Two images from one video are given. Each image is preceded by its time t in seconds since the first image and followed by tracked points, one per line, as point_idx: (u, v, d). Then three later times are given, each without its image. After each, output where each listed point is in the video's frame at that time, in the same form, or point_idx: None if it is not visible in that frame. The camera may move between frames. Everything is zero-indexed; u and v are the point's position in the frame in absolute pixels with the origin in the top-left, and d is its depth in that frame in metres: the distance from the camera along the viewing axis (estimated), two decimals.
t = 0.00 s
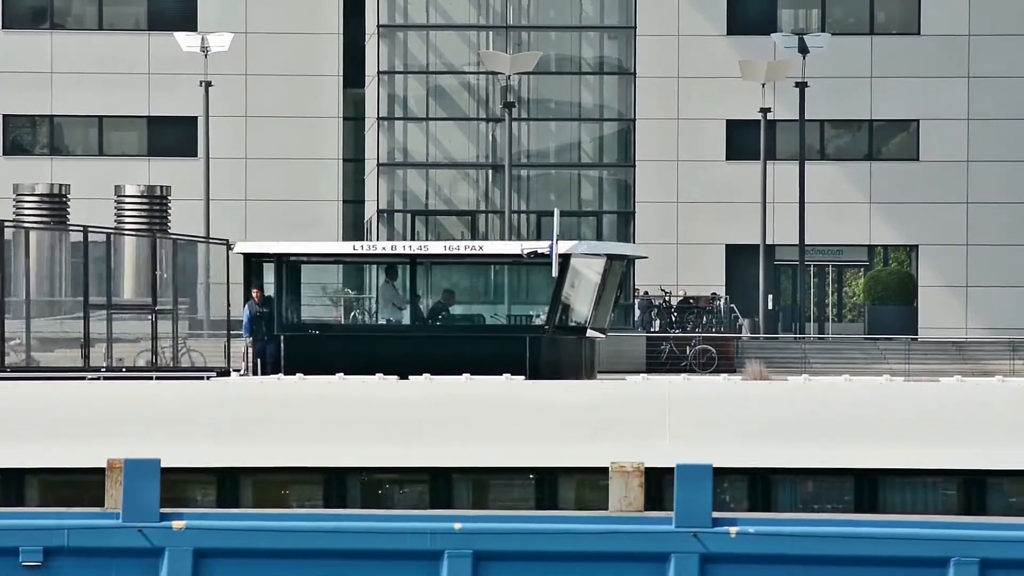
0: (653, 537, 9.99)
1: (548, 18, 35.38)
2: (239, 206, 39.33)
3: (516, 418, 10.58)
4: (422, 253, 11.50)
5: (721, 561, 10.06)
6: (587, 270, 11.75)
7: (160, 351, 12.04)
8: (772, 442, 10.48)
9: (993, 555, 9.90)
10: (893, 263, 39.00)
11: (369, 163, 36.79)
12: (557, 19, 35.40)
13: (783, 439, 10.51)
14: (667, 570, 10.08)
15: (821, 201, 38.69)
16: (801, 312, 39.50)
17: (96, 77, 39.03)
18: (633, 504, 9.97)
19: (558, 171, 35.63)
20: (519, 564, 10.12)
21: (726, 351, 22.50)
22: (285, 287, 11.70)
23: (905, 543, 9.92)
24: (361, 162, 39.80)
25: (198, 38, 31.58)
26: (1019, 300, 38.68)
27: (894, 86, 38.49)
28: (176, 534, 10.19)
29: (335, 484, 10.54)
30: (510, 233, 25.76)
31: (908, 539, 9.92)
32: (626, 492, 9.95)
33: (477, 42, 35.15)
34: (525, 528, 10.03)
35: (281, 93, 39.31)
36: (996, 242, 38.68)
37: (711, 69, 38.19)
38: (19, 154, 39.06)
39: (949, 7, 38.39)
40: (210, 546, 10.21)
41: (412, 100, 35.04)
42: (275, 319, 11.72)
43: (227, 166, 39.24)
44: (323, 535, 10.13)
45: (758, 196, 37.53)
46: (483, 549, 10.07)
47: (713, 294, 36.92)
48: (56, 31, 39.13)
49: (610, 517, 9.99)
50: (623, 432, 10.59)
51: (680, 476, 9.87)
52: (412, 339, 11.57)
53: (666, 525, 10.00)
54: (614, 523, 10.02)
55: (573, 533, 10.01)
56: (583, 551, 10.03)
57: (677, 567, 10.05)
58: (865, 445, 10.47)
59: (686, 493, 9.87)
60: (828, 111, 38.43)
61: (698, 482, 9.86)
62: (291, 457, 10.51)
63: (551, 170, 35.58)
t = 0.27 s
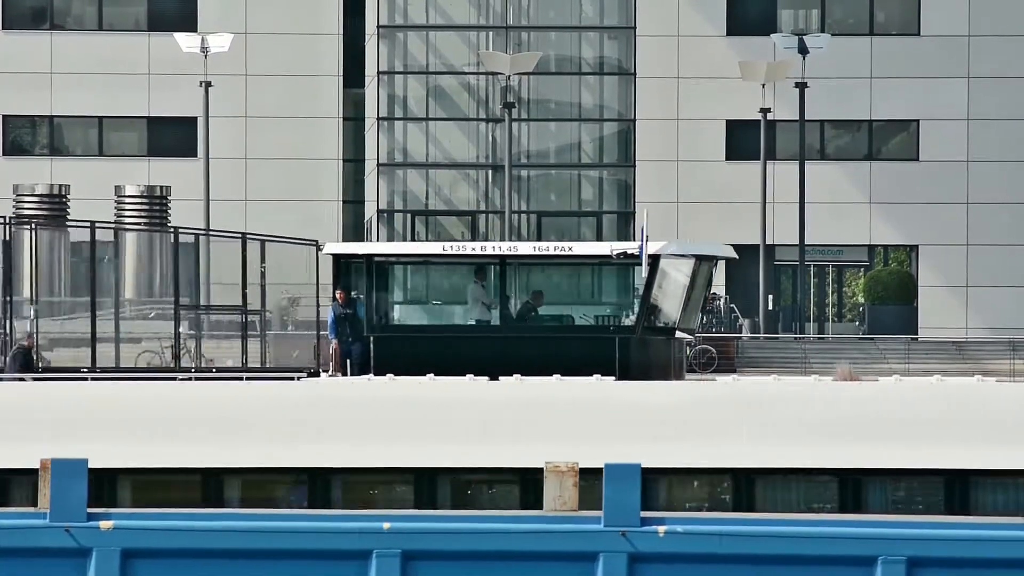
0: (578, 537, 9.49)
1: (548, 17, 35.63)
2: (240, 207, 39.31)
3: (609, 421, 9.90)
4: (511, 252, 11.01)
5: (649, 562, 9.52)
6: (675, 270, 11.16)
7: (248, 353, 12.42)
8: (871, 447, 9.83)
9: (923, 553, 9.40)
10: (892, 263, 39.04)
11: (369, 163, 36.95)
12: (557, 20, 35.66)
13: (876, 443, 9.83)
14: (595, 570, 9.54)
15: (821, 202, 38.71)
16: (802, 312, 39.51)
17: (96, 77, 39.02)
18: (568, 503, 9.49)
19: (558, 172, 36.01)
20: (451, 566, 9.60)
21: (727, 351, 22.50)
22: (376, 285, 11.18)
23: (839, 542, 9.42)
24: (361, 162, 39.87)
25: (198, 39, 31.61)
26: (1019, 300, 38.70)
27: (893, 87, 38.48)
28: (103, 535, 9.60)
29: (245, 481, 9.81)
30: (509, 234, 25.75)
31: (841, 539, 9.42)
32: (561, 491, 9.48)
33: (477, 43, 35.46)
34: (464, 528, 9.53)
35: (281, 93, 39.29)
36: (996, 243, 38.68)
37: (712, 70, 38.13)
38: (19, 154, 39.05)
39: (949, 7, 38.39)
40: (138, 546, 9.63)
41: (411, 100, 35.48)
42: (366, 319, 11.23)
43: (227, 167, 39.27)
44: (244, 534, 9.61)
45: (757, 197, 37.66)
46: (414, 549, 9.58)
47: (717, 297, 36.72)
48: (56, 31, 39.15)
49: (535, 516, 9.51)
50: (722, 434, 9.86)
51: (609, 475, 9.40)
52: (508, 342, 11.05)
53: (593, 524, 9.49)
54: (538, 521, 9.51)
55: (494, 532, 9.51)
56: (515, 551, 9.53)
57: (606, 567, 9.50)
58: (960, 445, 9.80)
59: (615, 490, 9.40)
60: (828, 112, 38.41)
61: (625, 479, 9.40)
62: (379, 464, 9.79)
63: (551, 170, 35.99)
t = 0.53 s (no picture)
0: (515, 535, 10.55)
1: (548, 17, 35.95)
2: (240, 207, 39.25)
3: (679, 418, 13.66)
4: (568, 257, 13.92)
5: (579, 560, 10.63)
6: (762, 272, 14.16)
7: (335, 356, 15.84)
8: (807, 440, 13.74)
9: (850, 553, 10.59)
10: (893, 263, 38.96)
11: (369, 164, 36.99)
12: (557, 20, 35.93)
13: (809, 435, 13.75)
14: (524, 568, 10.64)
15: (821, 201, 38.65)
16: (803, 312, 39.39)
17: (96, 77, 39.03)
18: (501, 502, 10.73)
19: (558, 172, 36.15)
20: (373, 562, 10.69)
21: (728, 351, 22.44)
22: (460, 288, 14.08)
23: (758, 540, 10.55)
24: (361, 162, 39.88)
25: (197, 38, 31.58)
26: (1019, 300, 38.67)
27: (893, 87, 38.49)
28: (30, 534, 10.67)
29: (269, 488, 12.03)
30: (509, 234, 25.71)
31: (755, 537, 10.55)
32: (496, 490, 10.71)
33: (477, 43, 35.55)
34: (380, 528, 10.61)
35: (281, 92, 39.28)
36: (996, 243, 38.68)
37: (712, 70, 37.98)
38: (19, 154, 39.06)
39: (949, 8, 38.40)
40: (65, 545, 10.68)
41: (410, 100, 35.53)
42: (453, 321, 14.17)
43: (227, 166, 39.23)
44: (183, 534, 10.68)
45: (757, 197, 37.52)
46: (339, 548, 10.65)
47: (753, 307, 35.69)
48: (56, 31, 39.17)
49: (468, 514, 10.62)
50: (713, 429, 13.72)
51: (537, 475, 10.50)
52: (562, 346, 14.07)
53: (525, 524, 10.57)
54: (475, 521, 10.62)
55: (438, 531, 10.59)
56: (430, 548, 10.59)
57: (534, 566, 10.58)
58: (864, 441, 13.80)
59: (546, 490, 10.49)
60: (827, 112, 38.41)
61: (555, 478, 10.49)
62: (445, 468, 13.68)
63: (551, 169, 36.21)
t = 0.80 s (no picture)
0: (457, 536, 10.16)
1: (548, 16, 35.97)
2: (240, 207, 39.27)
3: (733, 414, 14.06)
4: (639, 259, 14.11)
5: (517, 563, 10.18)
6: (838, 272, 14.28)
7: (411, 355, 16.25)
8: (879, 447, 14.16)
9: (791, 554, 10.11)
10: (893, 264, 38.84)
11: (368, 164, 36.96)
12: (557, 20, 35.96)
13: (875, 442, 14.16)
14: (460, 570, 10.20)
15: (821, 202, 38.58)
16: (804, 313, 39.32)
17: (96, 77, 39.04)
18: (445, 504, 10.48)
19: (558, 172, 36.13)
20: (314, 564, 10.22)
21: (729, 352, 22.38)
22: (538, 291, 14.34)
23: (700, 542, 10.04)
24: (361, 162, 39.87)
25: (198, 39, 31.60)
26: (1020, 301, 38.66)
27: (893, 87, 38.49)
28: None
29: (295, 486, 14.14)
30: (510, 235, 25.68)
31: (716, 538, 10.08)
32: (439, 491, 10.45)
33: (477, 42, 35.54)
34: (313, 529, 10.18)
35: (282, 92, 39.30)
36: (995, 243, 38.71)
37: (712, 70, 37.97)
38: (19, 154, 39.06)
39: (948, 7, 38.40)
40: None
41: (410, 100, 35.57)
42: (527, 322, 14.43)
43: (227, 166, 39.24)
44: (118, 536, 10.15)
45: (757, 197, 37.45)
46: (278, 550, 10.19)
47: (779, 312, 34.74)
48: (56, 31, 39.16)
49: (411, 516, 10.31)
50: (784, 435, 14.08)
51: (478, 476, 10.08)
52: (640, 348, 14.36)
53: (465, 524, 10.18)
54: (417, 523, 10.28)
55: (385, 531, 10.14)
56: (360, 550, 10.12)
57: (472, 567, 10.15)
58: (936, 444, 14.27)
59: (487, 491, 10.06)
60: (827, 112, 38.41)
61: (496, 478, 10.07)
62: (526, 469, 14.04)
63: (551, 170, 36.20)
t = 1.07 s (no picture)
0: (387, 535, 11.83)
1: (549, 18, 36.01)
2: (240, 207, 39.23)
3: (804, 413, 15.76)
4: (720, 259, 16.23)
5: (443, 559, 11.90)
6: (928, 272, 16.32)
7: (500, 356, 17.31)
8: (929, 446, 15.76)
9: (714, 553, 11.81)
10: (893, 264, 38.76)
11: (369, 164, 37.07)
12: (557, 20, 35.99)
13: (916, 439, 15.76)
14: (392, 569, 11.89)
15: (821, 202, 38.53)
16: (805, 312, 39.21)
17: (96, 78, 39.06)
18: (379, 502, 12.48)
19: (558, 173, 36.09)
20: (227, 562, 11.92)
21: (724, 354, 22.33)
22: (625, 287, 16.41)
23: (608, 540, 11.79)
24: (361, 162, 39.84)
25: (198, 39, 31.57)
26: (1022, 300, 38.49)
27: (893, 88, 38.51)
28: None
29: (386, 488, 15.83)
30: (511, 235, 25.55)
31: (610, 536, 11.80)
32: (374, 491, 12.47)
33: (477, 43, 35.68)
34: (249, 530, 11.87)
35: (281, 92, 39.29)
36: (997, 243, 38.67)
37: (712, 71, 38.00)
38: (19, 154, 39.07)
39: (948, 9, 38.45)
40: None
41: (411, 101, 35.60)
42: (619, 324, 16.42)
43: (227, 166, 39.23)
44: (98, 536, 11.86)
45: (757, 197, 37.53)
46: (205, 549, 11.88)
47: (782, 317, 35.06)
48: (56, 31, 39.17)
49: (345, 517, 11.99)
50: (840, 430, 15.79)
51: (403, 481, 11.77)
52: (715, 348, 16.35)
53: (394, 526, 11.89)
54: (357, 522, 11.98)
55: (325, 532, 11.84)
56: (315, 550, 11.82)
57: (401, 565, 11.84)
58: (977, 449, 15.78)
59: (412, 493, 11.77)
60: (827, 112, 38.43)
61: (418, 482, 11.78)
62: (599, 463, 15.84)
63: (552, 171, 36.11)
